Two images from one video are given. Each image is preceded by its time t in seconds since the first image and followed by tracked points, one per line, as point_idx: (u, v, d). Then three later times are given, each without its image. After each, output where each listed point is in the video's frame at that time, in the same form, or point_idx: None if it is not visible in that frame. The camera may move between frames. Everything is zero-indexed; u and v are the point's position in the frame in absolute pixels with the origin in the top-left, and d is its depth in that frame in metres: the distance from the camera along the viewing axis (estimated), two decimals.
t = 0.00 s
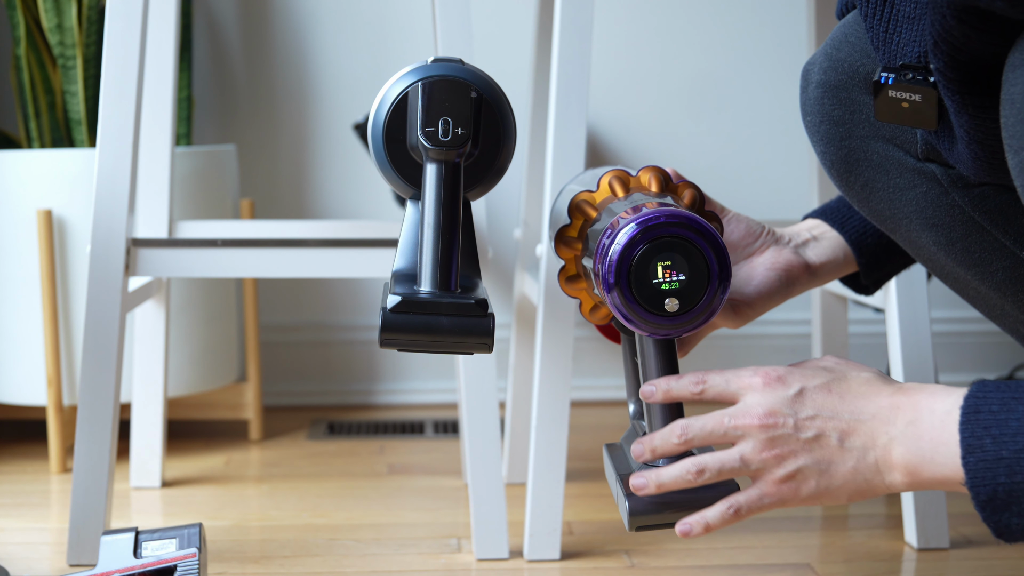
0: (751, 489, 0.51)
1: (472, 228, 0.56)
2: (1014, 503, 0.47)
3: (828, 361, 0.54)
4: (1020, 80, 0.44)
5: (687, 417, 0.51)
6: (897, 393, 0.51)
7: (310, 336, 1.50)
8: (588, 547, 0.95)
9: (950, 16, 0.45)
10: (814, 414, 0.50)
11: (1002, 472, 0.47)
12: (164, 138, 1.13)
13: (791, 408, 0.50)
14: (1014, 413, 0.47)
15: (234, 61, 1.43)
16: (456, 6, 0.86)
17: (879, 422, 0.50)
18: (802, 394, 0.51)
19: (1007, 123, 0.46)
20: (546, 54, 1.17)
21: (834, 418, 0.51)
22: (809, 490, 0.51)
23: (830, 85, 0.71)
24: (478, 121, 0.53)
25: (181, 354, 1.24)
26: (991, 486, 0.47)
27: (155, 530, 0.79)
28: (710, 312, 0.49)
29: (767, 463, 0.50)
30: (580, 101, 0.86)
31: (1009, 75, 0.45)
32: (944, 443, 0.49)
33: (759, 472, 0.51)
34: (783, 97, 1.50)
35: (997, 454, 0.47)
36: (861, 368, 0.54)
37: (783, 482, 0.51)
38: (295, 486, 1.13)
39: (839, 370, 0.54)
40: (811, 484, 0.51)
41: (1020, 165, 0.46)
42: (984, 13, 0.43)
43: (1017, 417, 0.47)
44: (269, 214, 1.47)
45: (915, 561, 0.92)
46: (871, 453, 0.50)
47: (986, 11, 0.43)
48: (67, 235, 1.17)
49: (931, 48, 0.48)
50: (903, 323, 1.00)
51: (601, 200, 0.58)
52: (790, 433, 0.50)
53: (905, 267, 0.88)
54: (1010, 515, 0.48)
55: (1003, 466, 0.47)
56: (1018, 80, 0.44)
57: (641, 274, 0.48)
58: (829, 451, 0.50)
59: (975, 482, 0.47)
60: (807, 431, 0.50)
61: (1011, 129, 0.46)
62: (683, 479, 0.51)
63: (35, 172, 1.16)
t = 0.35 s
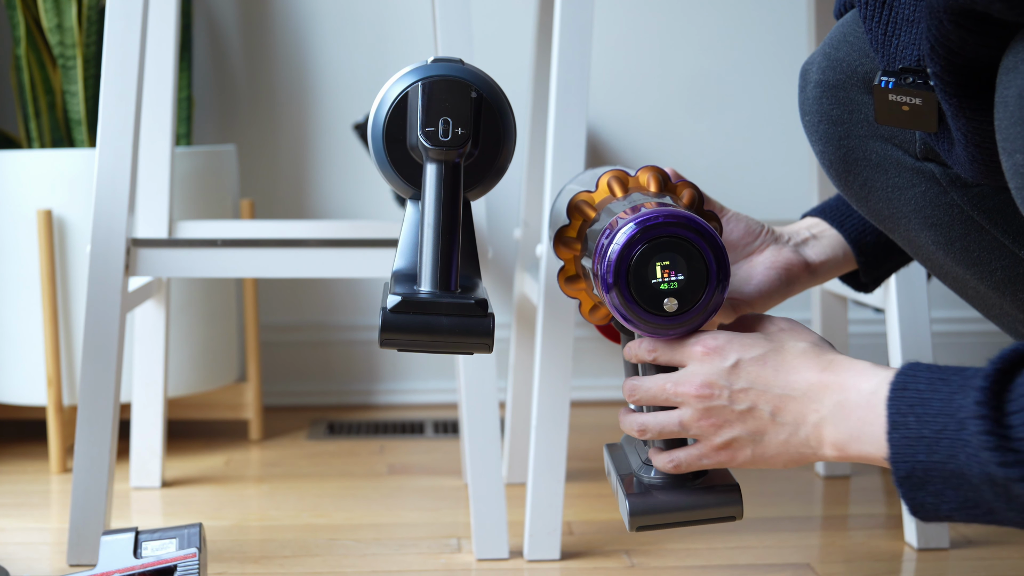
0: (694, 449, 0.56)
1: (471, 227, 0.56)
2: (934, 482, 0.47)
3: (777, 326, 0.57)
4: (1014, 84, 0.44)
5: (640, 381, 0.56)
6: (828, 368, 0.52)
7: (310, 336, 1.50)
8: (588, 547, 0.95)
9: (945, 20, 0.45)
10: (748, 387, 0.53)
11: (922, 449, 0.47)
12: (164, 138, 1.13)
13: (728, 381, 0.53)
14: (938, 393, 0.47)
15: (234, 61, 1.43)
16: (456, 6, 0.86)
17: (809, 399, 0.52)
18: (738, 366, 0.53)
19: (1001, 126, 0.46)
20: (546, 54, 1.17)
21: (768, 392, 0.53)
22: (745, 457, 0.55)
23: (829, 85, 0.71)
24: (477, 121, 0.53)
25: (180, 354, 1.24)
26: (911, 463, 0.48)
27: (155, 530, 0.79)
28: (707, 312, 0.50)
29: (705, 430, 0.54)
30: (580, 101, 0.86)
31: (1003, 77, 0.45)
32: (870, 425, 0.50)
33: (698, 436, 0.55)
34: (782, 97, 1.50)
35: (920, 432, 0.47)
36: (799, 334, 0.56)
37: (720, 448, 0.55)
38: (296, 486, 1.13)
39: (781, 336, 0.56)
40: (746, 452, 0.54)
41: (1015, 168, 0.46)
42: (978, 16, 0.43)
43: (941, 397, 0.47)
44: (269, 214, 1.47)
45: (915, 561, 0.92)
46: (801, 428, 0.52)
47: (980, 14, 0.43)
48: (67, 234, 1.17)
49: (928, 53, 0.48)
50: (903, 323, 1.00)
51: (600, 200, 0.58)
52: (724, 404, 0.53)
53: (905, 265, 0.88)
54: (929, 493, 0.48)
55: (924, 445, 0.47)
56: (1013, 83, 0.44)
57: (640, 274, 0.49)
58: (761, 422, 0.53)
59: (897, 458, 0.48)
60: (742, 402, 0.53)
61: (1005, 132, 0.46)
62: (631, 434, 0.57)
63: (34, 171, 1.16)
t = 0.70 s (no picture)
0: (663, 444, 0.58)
1: (472, 228, 0.56)
2: (860, 475, 0.48)
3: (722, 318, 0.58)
4: (1002, 89, 0.44)
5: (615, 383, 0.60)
6: (760, 365, 0.53)
7: (310, 336, 1.50)
8: (588, 547, 0.95)
9: (937, 27, 0.45)
10: (693, 389, 0.55)
11: (849, 441, 0.47)
12: (164, 138, 1.13)
13: (674, 385, 0.55)
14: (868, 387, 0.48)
15: (234, 61, 1.43)
16: (456, 6, 0.86)
17: (746, 396, 0.53)
18: (681, 369, 0.55)
19: (991, 130, 0.46)
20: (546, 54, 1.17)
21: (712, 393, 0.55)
22: (704, 454, 0.57)
23: (828, 85, 0.71)
24: (477, 122, 0.53)
25: (180, 354, 1.24)
26: (840, 454, 0.48)
27: (155, 530, 0.79)
28: (707, 312, 0.50)
29: (664, 430, 0.57)
30: (580, 100, 0.86)
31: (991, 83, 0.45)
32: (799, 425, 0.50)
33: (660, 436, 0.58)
34: (782, 97, 1.50)
35: (847, 424, 0.47)
36: (740, 327, 0.57)
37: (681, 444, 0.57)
38: (296, 486, 1.13)
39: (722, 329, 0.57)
40: (703, 449, 0.56)
41: (1004, 172, 0.46)
42: (968, 24, 0.44)
43: (868, 391, 0.47)
44: (270, 214, 1.47)
45: (915, 561, 0.92)
46: (744, 424, 0.54)
47: (970, 21, 0.43)
48: (67, 235, 1.17)
49: (921, 58, 0.48)
50: (903, 323, 1.00)
51: (601, 200, 0.58)
52: (673, 406, 0.56)
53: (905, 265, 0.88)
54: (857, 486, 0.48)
55: (851, 437, 0.47)
56: (1001, 89, 0.44)
57: (641, 275, 0.48)
58: (709, 420, 0.55)
59: (827, 449, 0.48)
60: (691, 403, 0.55)
61: (995, 137, 0.46)
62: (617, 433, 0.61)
63: (34, 172, 1.16)
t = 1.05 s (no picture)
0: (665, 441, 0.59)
1: (471, 228, 0.57)
2: (860, 467, 0.48)
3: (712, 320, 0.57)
4: (995, 92, 0.45)
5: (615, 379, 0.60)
6: (761, 358, 0.53)
7: (310, 336, 1.50)
8: (588, 547, 0.95)
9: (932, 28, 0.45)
10: (694, 383, 0.55)
11: (849, 436, 0.48)
12: (164, 138, 1.13)
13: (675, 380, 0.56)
14: (867, 381, 0.48)
15: (234, 60, 1.43)
16: (456, 6, 0.86)
17: (748, 389, 0.53)
18: (682, 364, 0.55)
19: (983, 133, 0.46)
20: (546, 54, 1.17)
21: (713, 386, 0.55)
22: (707, 448, 0.57)
23: (825, 85, 0.72)
24: (477, 122, 0.53)
25: (180, 354, 1.24)
26: (840, 448, 0.48)
27: (155, 530, 0.79)
28: (710, 311, 0.50)
29: (666, 426, 0.57)
30: (580, 100, 0.86)
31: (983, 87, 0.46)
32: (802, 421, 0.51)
33: (662, 433, 0.58)
34: (782, 96, 1.50)
35: (847, 419, 0.48)
36: (741, 323, 0.57)
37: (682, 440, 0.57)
38: (296, 486, 1.13)
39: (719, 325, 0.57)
40: (706, 443, 0.57)
41: (997, 174, 0.47)
42: (963, 25, 0.44)
43: (868, 386, 0.47)
44: (270, 214, 1.47)
45: (915, 561, 0.92)
46: (746, 416, 0.54)
47: (965, 22, 0.44)
48: (67, 235, 1.17)
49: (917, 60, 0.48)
50: (903, 322, 1.00)
51: (603, 200, 0.59)
52: (675, 402, 0.56)
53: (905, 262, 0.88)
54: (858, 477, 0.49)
55: (851, 432, 0.48)
56: (994, 92, 0.45)
57: (646, 275, 0.48)
58: (711, 414, 0.55)
59: (827, 442, 0.49)
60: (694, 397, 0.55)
61: (987, 139, 0.46)
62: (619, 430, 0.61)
63: (34, 172, 1.16)
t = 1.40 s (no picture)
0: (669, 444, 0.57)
1: (471, 228, 0.56)
2: (887, 488, 0.47)
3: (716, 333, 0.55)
4: (998, 88, 0.44)
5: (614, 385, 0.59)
6: (776, 378, 0.52)
7: (310, 336, 1.50)
8: (588, 547, 0.95)
9: (935, 23, 0.45)
10: (705, 403, 0.53)
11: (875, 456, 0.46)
12: (164, 138, 1.13)
13: (683, 399, 0.54)
14: (888, 398, 0.47)
15: (234, 60, 1.43)
16: (455, 5, 0.86)
17: (764, 412, 0.52)
18: (692, 382, 0.54)
19: (987, 131, 0.46)
20: (546, 54, 1.17)
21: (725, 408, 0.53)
22: (717, 460, 0.56)
23: (827, 85, 0.71)
24: (477, 122, 0.53)
25: (180, 354, 1.24)
26: (865, 468, 0.47)
27: (155, 530, 0.79)
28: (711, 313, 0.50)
29: (675, 439, 0.56)
30: (580, 100, 0.86)
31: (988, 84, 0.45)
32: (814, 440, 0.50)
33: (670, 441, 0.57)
34: (782, 96, 1.50)
35: (870, 438, 0.46)
36: (739, 333, 0.55)
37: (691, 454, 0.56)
38: (296, 486, 1.13)
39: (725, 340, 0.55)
40: (717, 456, 0.56)
41: (999, 173, 0.46)
42: (968, 19, 0.44)
43: (889, 403, 0.46)
44: (270, 214, 1.47)
45: (915, 561, 0.92)
46: (761, 437, 0.53)
47: (969, 17, 0.44)
48: (67, 235, 1.17)
49: (918, 56, 0.48)
50: (903, 322, 1.00)
51: (603, 200, 0.58)
52: (685, 421, 0.55)
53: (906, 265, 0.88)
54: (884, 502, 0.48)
55: (876, 451, 0.46)
56: (997, 89, 0.44)
57: (646, 275, 0.48)
58: (723, 432, 0.54)
59: (851, 463, 0.47)
60: (704, 418, 0.54)
61: (990, 137, 0.46)
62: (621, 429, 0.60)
63: (34, 172, 1.16)
